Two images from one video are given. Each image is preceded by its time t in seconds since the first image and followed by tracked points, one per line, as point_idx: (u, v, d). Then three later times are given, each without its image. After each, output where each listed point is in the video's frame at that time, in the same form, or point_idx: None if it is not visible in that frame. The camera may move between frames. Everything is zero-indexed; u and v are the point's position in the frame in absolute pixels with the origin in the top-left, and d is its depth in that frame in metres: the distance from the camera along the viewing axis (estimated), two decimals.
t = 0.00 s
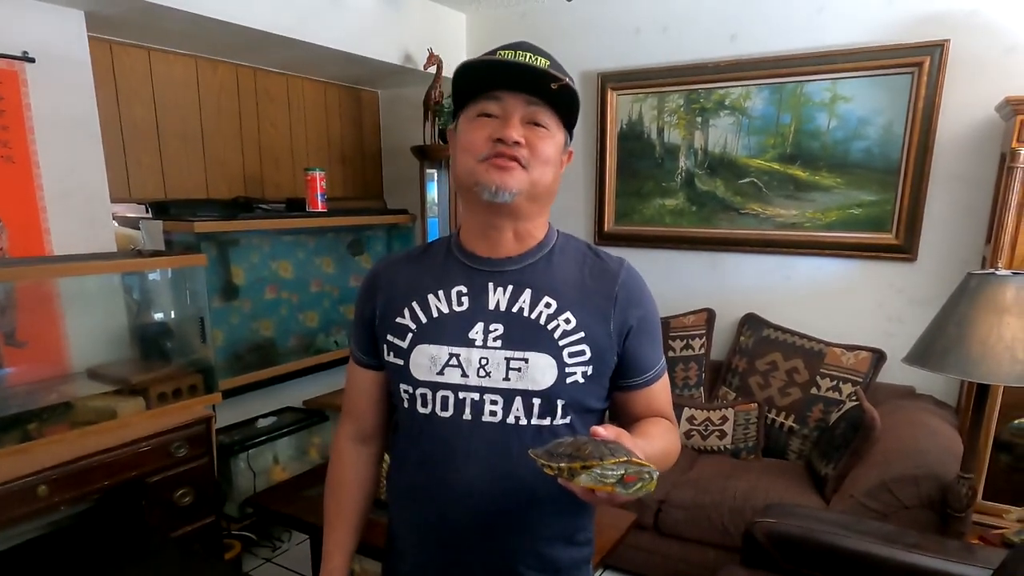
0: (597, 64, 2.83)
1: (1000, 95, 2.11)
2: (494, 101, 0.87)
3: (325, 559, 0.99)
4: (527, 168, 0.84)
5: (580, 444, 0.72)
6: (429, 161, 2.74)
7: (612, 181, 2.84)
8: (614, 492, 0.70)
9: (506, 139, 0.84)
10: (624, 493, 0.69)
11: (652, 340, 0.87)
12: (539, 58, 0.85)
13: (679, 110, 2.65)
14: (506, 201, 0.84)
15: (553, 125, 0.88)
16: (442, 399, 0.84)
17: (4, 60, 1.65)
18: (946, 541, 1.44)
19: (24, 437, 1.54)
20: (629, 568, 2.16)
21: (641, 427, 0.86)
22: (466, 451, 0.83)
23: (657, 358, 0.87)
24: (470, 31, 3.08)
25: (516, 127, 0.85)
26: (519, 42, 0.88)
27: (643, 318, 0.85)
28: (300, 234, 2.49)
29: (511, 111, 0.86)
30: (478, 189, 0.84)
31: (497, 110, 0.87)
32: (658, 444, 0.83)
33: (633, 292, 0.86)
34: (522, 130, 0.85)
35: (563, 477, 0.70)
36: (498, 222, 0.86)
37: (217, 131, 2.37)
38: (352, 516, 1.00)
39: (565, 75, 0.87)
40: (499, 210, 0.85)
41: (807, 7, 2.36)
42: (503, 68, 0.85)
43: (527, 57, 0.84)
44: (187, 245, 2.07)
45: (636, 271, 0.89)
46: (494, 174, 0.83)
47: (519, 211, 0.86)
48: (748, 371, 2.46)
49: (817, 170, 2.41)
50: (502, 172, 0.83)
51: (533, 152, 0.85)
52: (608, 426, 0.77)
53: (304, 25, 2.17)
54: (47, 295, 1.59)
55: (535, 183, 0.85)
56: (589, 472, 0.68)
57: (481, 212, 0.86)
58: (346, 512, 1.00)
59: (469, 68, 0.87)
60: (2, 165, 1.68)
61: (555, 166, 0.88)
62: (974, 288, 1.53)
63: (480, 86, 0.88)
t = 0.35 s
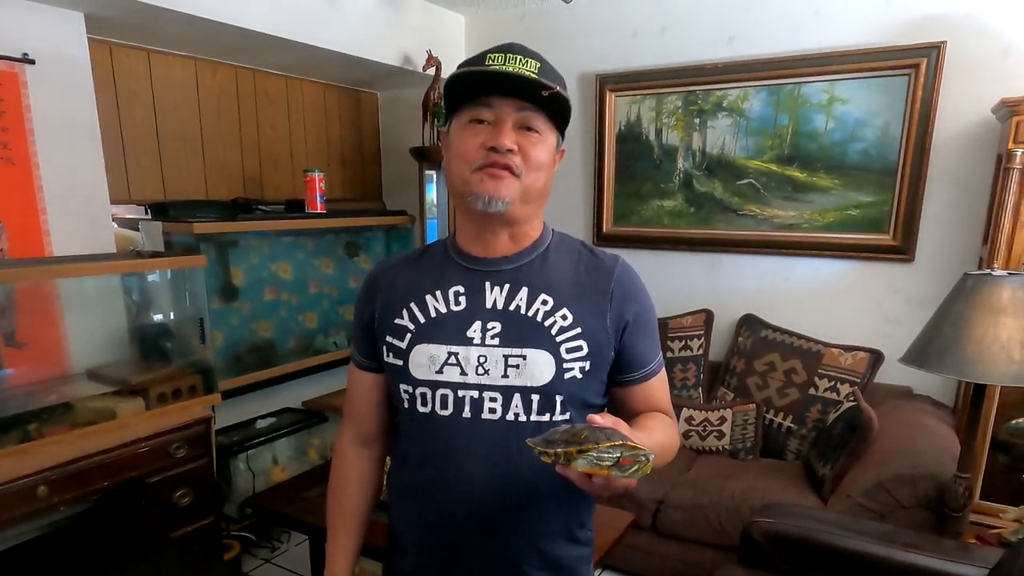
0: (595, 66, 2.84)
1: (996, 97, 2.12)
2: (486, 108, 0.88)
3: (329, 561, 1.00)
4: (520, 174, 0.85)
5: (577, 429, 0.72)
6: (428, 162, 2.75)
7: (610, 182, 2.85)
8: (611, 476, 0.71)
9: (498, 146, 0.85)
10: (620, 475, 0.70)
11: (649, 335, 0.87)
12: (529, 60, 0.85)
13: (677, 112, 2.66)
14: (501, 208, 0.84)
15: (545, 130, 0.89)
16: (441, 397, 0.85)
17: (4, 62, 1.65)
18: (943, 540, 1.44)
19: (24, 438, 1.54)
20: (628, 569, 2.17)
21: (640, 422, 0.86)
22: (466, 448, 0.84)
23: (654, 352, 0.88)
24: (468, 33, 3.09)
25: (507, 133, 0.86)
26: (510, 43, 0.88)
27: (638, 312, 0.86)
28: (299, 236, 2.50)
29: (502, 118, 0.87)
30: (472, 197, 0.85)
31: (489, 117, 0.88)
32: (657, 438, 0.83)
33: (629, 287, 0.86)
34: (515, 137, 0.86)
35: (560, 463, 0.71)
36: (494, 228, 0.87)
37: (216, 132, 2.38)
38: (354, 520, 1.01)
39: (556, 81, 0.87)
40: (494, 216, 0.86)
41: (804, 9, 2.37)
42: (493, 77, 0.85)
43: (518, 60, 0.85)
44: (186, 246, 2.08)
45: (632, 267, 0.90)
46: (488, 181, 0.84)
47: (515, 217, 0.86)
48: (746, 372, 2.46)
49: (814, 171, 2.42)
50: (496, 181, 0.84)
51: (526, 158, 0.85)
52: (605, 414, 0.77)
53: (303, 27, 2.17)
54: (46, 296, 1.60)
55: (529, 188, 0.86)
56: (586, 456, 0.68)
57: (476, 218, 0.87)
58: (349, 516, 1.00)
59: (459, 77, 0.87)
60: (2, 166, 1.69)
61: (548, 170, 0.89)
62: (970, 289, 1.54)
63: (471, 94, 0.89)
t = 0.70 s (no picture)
0: (594, 68, 2.85)
1: (993, 99, 2.12)
2: (478, 109, 0.88)
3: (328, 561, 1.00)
4: (513, 175, 0.85)
5: (573, 434, 0.72)
6: (427, 163, 2.76)
7: (609, 183, 2.86)
8: (608, 480, 0.71)
9: (490, 148, 0.85)
10: (617, 479, 0.71)
11: (646, 335, 0.88)
12: (522, 60, 0.86)
13: (675, 113, 2.66)
14: (494, 211, 0.85)
15: (538, 130, 0.89)
16: (439, 399, 0.85)
17: (3, 63, 1.66)
18: (941, 540, 1.45)
19: (23, 439, 1.54)
20: (627, 569, 2.17)
21: (638, 423, 0.86)
22: (464, 450, 0.84)
23: (651, 353, 0.88)
24: (467, 34, 3.09)
25: (499, 134, 0.86)
26: (502, 43, 0.88)
27: (636, 313, 0.86)
28: (298, 237, 2.50)
29: (495, 118, 0.87)
30: (465, 198, 0.85)
31: (481, 117, 0.88)
32: (654, 440, 0.84)
33: (626, 288, 0.87)
34: (507, 137, 0.86)
35: (557, 467, 0.71)
36: (488, 229, 0.87)
37: (215, 133, 2.38)
38: (353, 521, 1.01)
39: (548, 81, 0.88)
40: (488, 217, 0.86)
41: (802, 11, 2.38)
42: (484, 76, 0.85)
43: (511, 60, 0.85)
44: (185, 247, 2.08)
45: (629, 267, 0.90)
46: (480, 183, 0.84)
47: (509, 219, 0.87)
48: (745, 372, 2.47)
49: (812, 172, 2.43)
50: (488, 182, 0.84)
51: (518, 158, 0.86)
52: (602, 418, 0.77)
53: (301, 28, 2.18)
54: (45, 296, 1.60)
55: (522, 189, 0.86)
56: (583, 461, 0.68)
57: (470, 219, 0.88)
58: (347, 517, 1.01)
59: (451, 77, 0.87)
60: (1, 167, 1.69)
61: (542, 171, 0.89)
62: (967, 289, 1.55)
63: (463, 94, 0.89)
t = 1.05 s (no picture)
0: (593, 68, 2.85)
1: (991, 99, 2.13)
2: (460, 104, 0.89)
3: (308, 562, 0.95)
4: (488, 168, 0.84)
5: (570, 437, 0.72)
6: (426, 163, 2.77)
7: (608, 183, 2.86)
8: (605, 484, 0.71)
9: (466, 139, 0.85)
10: (615, 484, 0.71)
11: (643, 337, 0.88)
12: (506, 55, 0.85)
13: (674, 113, 2.67)
14: (472, 206, 0.84)
15: (520, 121, 0.87)
16: (433, 401, 0.85)
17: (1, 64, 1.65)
18: (939, 540, 1.45)
19: (21, 439, 1.54)
20: (626, 570, 2.17)
21: (635, 424, 0.86)
22: (458, 451, 0.84)
23: (649, 354, 0.88)
24: (466, 34, 3.10)
25: (478, 126, 0.86)
26: (493, 42, 0.89)
27: (633, 314, 0.86)
28: (297, 237, 2.50)
29: (474, 111, 0.87)
30: (443, 194, 0.86)
31: (462, 111, 0.88)
32: (652, 441, 0.83)
33: (623, 289, 0.87)
34: (484, 130, 0.86)
35: (554, 471, 0.71)
36: (474, 226, 0.87)
37: (213, 134, 2.38)
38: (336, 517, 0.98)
39: (530, 73, 0.86)
40: (467, 212, 0.86)
41: (800, 12, 2.38)
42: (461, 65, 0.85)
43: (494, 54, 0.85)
44: (184, 247, 2.07)
45: (626, 269, 0.90)
46: (455, 178, 0.84)
47: (490, 213, 0.86)
48: (743, 373, 2.47)
49: (810, 173, 2.43)
50: (464, 176, 0.84)
51: (495, 150, 0.85)
52: (599, 420, 0.78)
53: (300, 29, 2.18)
54: (44, 297, 1.60)
55: (500, 182, 0.85)
56: (580, 465, 0.68)
57: (454, 216, 0.88)
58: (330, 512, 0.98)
59: (430, 69, 0.88)
60: None
61: (527, 164, 0.87)
62: (966, 290, 1.55)
63: (448, 90, 0.90)
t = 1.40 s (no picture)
0: (592, 69, 2.85)
1: (988, 101, 2.13)
2: (432, 116, 0.90)
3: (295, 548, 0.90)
4: (466, 174, 0.85)
5: (546, 431, 0.73)
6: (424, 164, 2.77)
7: (607, 184, 2.86)
8: (578, 480, 0.71)
9: (440, 152, 0.86)
10: (587, 480, 0.71)
11: (643, 342, 0.88)
12: (467, 58, 0.86)
13: (672, 114, 2.67)
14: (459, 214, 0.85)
15: (491, 119, 0.86)
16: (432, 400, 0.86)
17: None
18: (937, 540, 1.45)
19: (20, 440, 1.54)
20: (625, 570, 2.17)
21: (629, 429, 0.86)
22: (456, 450, 0.84)
23: (648, 359, 0.88)
24: (464, 35, 3.10)
25: (448, 136, 0.86)
26: (461, 46, 0.90)
27: (633, 317, 0.86)
28: (296, 238, 2.50)
29: (444, 121, 0.88)
30: (434, 208, 0.88)
31: (435, 123, 0.89)
32: (644, 446, 0.83)
33: (624, 293, 0.87)
34: (455, 138, 0.86)
35: (528, 464, 0.71)
36: (469, 232, 0.88)
37: (212, 134, 2.38)
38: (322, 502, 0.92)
39: (494, 69, 0.86)
40: (460, 220, 0.87)
41: (799, 12, 2.39)
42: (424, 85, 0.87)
43: (456, 62, 0.86)
44: (182, 248, 2.08)
45: (628, 272, 0.90)
46: (438, 190, 0.86)
47: (482, 217, 0.86)
48: (742, 373, 2.47)
49: (809, 173, 2.43)
50: (446, 187, 0.85)
51: (469, 155, 0.84)
52: (582, 418, 0.78)
53: (298, 29, 2.18)
54: (43, 298, 1.60)
55: (482, 185, 0.85)
56: (552, 458, 0.69)
57: (451, 224, 0.90)
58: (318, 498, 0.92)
59: (395, 96, 0.91)
60: None
61: (505, 160, 0.86)
62: (964, 290, 1.55)
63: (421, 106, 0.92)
